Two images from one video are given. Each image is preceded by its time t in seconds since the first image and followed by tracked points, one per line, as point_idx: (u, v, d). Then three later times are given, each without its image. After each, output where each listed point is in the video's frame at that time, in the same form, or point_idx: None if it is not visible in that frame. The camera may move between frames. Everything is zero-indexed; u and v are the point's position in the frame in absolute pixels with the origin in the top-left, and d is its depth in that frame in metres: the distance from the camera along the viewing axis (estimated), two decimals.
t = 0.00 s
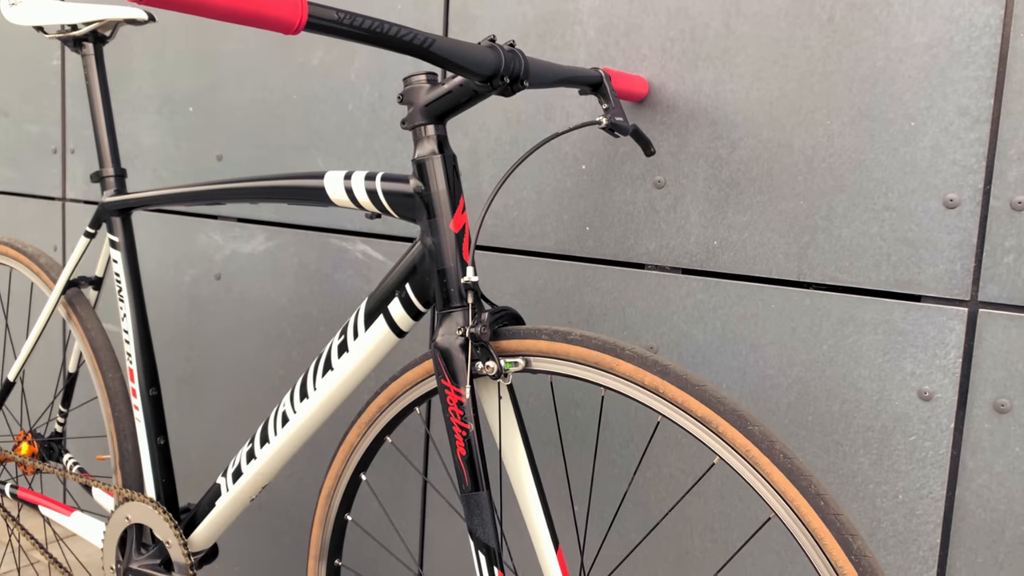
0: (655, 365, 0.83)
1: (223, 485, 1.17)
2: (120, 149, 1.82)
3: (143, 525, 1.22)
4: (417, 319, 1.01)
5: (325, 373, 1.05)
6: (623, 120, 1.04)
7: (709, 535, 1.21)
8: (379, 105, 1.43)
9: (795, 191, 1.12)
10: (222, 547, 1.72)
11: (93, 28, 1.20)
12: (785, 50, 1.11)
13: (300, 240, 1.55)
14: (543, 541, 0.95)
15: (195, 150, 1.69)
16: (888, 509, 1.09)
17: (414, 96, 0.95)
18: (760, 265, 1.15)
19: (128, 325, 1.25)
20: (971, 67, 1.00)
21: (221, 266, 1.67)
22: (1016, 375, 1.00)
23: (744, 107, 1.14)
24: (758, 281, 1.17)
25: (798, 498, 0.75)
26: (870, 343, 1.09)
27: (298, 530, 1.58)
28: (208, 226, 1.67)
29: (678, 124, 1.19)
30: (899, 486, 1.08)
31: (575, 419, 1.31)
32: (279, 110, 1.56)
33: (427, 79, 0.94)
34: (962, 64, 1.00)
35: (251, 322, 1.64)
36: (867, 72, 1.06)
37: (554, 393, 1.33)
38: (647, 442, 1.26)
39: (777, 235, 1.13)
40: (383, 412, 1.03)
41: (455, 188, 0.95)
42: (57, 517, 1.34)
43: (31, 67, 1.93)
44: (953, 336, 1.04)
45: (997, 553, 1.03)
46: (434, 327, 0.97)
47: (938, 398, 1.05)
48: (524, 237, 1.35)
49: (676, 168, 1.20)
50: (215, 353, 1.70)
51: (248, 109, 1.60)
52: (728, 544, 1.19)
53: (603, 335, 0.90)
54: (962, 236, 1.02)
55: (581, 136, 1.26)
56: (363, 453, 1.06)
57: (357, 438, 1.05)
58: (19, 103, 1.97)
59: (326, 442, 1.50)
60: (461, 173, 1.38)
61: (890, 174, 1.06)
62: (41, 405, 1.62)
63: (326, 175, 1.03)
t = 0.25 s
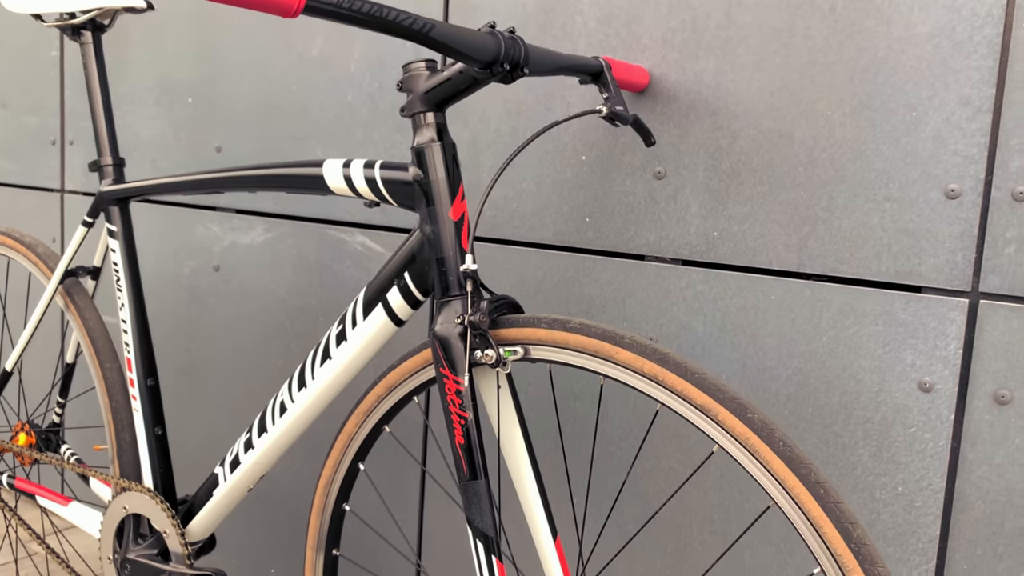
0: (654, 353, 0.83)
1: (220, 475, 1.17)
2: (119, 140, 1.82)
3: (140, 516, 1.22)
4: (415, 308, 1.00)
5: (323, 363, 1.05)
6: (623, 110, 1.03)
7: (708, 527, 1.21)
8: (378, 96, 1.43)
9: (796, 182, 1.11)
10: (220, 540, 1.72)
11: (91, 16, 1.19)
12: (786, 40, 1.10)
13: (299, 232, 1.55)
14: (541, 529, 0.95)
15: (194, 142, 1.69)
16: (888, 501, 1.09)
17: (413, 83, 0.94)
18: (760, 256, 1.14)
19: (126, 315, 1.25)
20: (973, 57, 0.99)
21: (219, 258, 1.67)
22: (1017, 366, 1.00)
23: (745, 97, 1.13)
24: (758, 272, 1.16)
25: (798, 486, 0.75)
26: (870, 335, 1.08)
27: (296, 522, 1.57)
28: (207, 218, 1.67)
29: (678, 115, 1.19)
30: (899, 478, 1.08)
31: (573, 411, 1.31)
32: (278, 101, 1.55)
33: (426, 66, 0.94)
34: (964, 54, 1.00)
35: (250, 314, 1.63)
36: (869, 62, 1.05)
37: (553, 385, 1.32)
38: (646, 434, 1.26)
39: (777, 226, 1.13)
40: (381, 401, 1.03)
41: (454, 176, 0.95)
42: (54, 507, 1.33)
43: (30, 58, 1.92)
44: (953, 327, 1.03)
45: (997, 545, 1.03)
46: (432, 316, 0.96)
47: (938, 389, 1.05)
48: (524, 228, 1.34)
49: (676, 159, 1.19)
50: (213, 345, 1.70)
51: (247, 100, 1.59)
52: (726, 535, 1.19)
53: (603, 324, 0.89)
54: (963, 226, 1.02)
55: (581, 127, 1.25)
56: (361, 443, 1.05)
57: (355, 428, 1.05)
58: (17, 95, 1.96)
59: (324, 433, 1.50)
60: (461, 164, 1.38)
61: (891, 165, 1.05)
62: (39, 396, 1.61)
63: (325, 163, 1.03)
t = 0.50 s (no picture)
0: (656, 338, 0.82)
1: (219, 463, 1.16)
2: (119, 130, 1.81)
3: (139, 504, 1.21)
4: (416, 294, 0.99)
5: (323, 349, 1.04)
6: (625, 95, 1.03)
7: (709, 516, 1.21)
8: (379, 85, 1.42)
9: (799, 169, 1.11)
10: (219, 531, 1.72)
11: (90, 2, 1.19)
12: (789, 26, 1.09)
13: (299, 222, 1.55)
14: (541, 515, 0.94)
15: (194, 131, 1.68)
16: (890, 489, 1.08)
17: (414, 66, 0.93)
18: (762, 244, 1.14)
19: (125, 302, 1.24)
20: (977, 42, 0.99)
21: (219, 248, 1.66)
22: (1021, 354, 0.99)
23: (747, 84, 1.13)
24: (760, 260, 1.16)
25: (801, 470, 0.74)
26: (873, 322, 1.08)
27: (296, 512, 1.57)
28: (206, 208, 1.66)
29: (680, 102, 1.18)
30: (901, 467, 1.07)
31: (574, 400, 1.30)
32: (278, 90, 1.54)
33: (427, 49, 0.93)
34: (969, 39, 0.99)
35: (250, 304, 1.63)
36: (872, 48, 1.05)
37: (554, 375, 1.32)
38: (647, 424, 1.25)
39: (780, 214, 1.12)
40: (381, 388, 1.02)
41: (455, 160, 0.94)
42: (53, 496, 1.33)
43: (29, 47, 1.92)
44: (956, 314, 1.03)
45: (999, 533, 1.02)
46: (433, 302, 0.96)
47: (941, 377, 1.04)
48: (525, 217, 1.33)
49: (679, 147, 1.18)
50: (213, 335, 1.69)
51: (247, 89, 1.59)
52: (727, 525, 1.19)
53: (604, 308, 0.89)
54: (967, 213, 1.01)
55: (582, 114, 1.25)
56: (361, 430, 1.05)
57: (355, 414, 1.04)
58: (16, 85, 1.96)
59: (324, 423, 1.50)
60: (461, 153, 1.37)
61: (894, 151, 1.05)
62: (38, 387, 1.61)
63: (325, 148, 1.02)
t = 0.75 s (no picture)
0: (657, 321, 0.82)
1: (218, 450, 1.16)
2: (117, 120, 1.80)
3: (138, 492, 1.21)
4: (415, 280, 0.99)
5: (322, 335, 1.04)
6: (626, 80, 1.02)
7: (709, 505, 1.21)
8: (378, 73, 1.41)
9: (800, 155, 1.10)
10: (219, 521, 1.71)
11: None
12: (791, 12, 1.09)
13: (299, 211, 1.54)
14: (541, 500, 0.94)
15: (193, 121, 1.67)
16: (891, 477, 1.08)
17: (413, 50, 0.93)
18: (763, 231, 1.14)
19: (123, 290, 1.24)
20: (980, 26, 0.98)
21: (218, 238, 1.66)
22: (1022, 340, 0.99)
23: (748, 70, 1.12)
24: (761, 247, 1.15)
25: (802, 453, 0.74)
26: (874, 309, 1.07)
27: (296, 502, 1.57)
28: (205, 197, 1.66)
29: (681, 89, 1.17)
30: (902, 454, 1.07)
31: (574, 389, 1.30)
32: (277, 78, 1.54)
33: (427, 33, 0.93)
34: (971, 24, 0.98)
35: (248, 294, 1.62)
36: (874, 33, 1.04)
37: (554, 364, 1.31)
38: (647, 412, 1.25)
39: (781, 200, 1.12)
40: (380, 374, 1.02)
41: (454, 145, 0.94)
42: (51, 485, 1.32)
43: (27, 37, 1.91)
44: (958, 301, 1.02)
45: (1001, 520, 1.02)
46: (432, 287, 0.95)
47: (942, 363, 1.04)
48: (524, 205, 1.33)
49: (679, 134, 1.18)
50: (212, 326, 1.69)
51: (246, 78, 1.58)
52: (727, 512, 1.19)
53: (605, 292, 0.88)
54: (969, 198, 1.01)
55: (582, 101, 1.24)
56: (360, 416, 1.05)
57: (354, 401, 1.04)
58: (14, 75, 1.95)
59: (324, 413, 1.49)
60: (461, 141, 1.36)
61: (896, 137, 1.04)
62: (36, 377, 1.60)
63: (324, 133, 1.02)
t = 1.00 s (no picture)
0: (655, 302, 0.81)
1: (215, 437, 1.16)
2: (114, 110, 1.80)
3: (134, 479, 1.20)
4: (412, 264, 0.98)
5: (318, 320, 1.03)
6: (624, 64, 1.01)
7: (708, 492, 1.20)
8: (375, 61, 1.41)
9: (799, 139, 1.10)
10: (218, 512, 1.71)
11: None
12: None
13: (296, 200, 1.54)
14: (539, 484, 0.93)
15: (190, 110, 1.67)
16: (890, 462, 1.08)
17: (410, 31, 0.92)
18: (762, 216, 1.13)
19: (119, 277, 1.23)
20: (980, 9, 0.97)
21: (215, 228, 1.65)
22: (1022, 324, 0.99)
23: (747, 55, 1.11)
24: (760, 233, 1.15)
25: (801, 433, 0.73)
26: (874, 294, 1.07)
27: (294, 492, 1.57)
28: (202, 187, 1.66)
29: (680, 74, 1.17)
30: (901, 439, 1.06)
31: (572, 377, 1.30)
32: (274, 67, 1.53)
33: (423, 14, 0.92)
34: (971, 6, 0.98)
35: (246, 284, 1.62)
36: (873, 17, 1.03)
37: (553, 352, 1.31)
38: (646, 400, 1.24)
39: (780, 185, 1.11)
40: (377, 359, 1.01)
41: (451, 127, 0.93)
42: (48, 474, 1.32)
43: (23, 27, 1.90)
44: (958, 285, 1.02)
45: (1000, 505, 1.02)
46: (429, 271, 0.95)
47: (942, 348, 1.03)
48: (522, 192, 1.32)
49: (678, 119, 1.17)
50: (209, 316, 1.68)
51: (243, 67, 1.58)
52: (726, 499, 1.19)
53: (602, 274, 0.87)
54: (968, 182, 1.00)
55: (581, 87, 1.23)
56: (357, 401, 1.04)
57: (351, 386, 1.04)
58: (11, 66, 1.94)
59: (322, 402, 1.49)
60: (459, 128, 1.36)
61: (896, 121, 1.04)
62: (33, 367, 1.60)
63: (320, 117, 1.01)
